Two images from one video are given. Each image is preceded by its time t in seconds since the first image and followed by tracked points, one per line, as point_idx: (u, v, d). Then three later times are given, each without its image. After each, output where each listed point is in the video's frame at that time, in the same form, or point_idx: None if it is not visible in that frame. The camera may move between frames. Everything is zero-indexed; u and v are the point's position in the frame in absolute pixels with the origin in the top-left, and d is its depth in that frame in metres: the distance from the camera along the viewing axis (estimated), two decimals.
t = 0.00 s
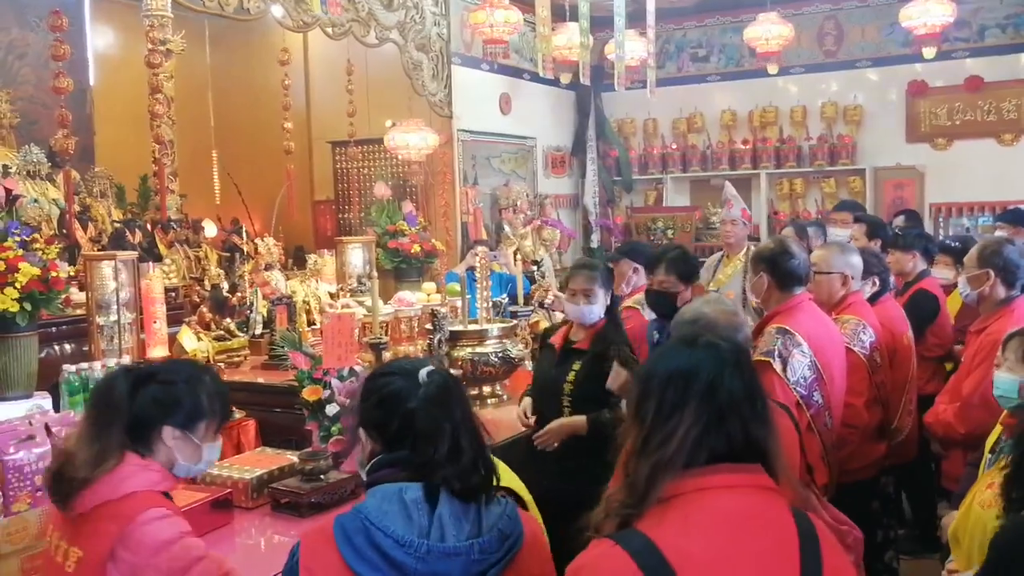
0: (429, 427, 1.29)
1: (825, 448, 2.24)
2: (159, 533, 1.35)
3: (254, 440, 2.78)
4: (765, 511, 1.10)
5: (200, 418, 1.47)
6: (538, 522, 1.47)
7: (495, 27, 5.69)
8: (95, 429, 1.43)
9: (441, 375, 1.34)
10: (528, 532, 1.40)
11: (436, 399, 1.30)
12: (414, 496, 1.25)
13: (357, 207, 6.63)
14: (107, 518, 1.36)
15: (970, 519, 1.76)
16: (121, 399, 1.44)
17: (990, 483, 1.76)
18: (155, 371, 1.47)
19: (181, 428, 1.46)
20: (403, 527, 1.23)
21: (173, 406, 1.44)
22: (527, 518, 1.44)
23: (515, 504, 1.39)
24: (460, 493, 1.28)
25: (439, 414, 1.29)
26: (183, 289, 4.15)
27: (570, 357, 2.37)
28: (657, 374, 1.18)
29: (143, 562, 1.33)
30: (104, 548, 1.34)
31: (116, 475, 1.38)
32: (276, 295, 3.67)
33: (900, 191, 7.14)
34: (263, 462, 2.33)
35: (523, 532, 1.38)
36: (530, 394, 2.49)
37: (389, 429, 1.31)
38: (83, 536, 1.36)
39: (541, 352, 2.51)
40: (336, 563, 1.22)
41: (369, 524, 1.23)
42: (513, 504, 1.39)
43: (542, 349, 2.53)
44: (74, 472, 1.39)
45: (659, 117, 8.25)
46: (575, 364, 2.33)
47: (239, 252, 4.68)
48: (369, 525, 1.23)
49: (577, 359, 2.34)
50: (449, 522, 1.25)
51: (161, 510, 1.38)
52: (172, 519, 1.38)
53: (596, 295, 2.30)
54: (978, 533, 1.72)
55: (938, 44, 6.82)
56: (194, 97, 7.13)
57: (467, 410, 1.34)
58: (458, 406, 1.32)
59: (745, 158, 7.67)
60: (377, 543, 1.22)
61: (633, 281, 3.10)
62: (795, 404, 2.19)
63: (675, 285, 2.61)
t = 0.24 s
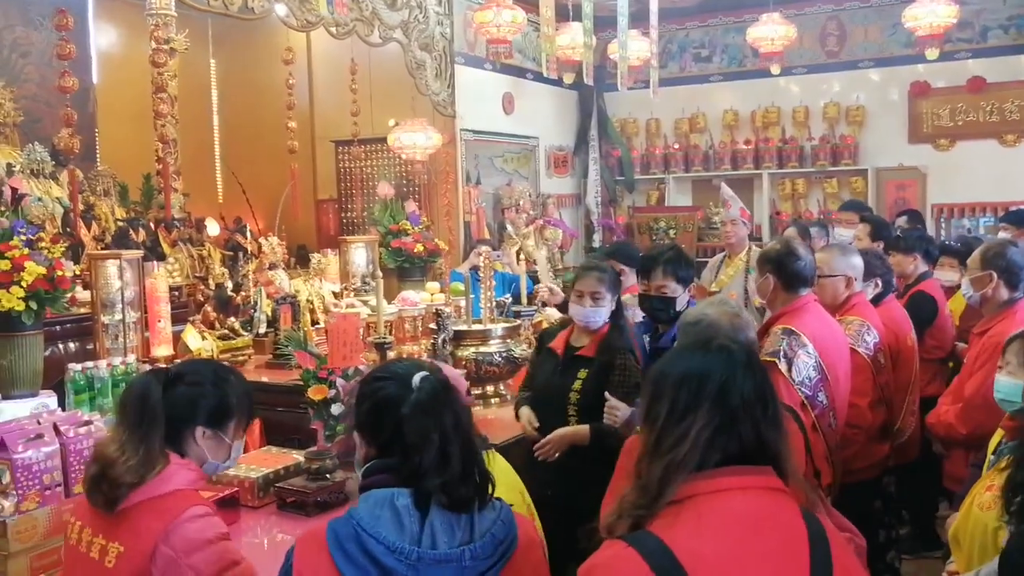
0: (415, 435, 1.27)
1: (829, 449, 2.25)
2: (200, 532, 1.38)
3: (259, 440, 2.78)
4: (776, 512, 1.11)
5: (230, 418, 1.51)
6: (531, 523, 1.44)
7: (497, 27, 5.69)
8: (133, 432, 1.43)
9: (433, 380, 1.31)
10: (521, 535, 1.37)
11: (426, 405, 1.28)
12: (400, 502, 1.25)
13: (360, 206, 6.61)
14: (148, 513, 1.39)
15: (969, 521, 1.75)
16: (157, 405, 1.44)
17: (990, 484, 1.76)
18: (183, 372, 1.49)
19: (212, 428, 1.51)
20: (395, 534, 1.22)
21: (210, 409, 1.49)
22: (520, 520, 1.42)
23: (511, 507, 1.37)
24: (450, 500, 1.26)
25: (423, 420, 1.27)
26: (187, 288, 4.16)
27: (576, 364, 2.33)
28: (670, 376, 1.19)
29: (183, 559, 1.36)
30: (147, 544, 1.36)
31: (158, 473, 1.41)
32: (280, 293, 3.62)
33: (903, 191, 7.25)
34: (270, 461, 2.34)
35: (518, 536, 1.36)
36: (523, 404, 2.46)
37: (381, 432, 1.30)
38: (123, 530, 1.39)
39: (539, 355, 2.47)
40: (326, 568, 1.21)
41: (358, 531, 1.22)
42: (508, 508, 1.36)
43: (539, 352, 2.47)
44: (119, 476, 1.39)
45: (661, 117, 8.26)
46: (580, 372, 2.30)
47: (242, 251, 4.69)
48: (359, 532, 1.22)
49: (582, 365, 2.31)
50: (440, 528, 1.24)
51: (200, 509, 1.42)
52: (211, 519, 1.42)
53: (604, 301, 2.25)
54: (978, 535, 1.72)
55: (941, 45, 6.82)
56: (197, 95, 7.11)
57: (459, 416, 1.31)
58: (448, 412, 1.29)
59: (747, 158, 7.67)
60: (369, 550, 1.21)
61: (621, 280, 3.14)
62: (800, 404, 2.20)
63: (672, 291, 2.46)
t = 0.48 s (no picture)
0: (410, 440, 1.25)
1: (834, 447, 2.26)
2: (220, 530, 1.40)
3: (263, 437, 2.78)
4: (783, 512, 1.11)
5: (238, 407, 1.52)
6: (530, 524, 1.41)
7: (500, 25, 5.69)
8: (145, 433, 1.43)
9: (431, 385, 1.29)
10: (519, 537, 1.34)
11: (422, 410, 1.26)
12: (394, 505, 1.24)
13: (363, 205, 6.62)
14: (169, 510, 1.40)
15: (974, 521, 1.76)
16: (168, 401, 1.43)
17: (996, 483, 1.76)
18: (185, 366, 1.50)
19: (223, 419, 1.52)
20: (391, 537, 1.21)
21: (219, 398, 1.50)
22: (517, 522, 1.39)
23: (512, 510, 1.34)
24: (445, 504, 1.24)
25: (416, 426, 1.25)
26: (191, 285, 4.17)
27: (560, 370, 2.28)
28: (678, 375, 1.19)
29: (198, 559, 1.37)
30: (167, 541, 1.37)
31: (177, 471, 1.42)
32: (283, 291, 3.71)
33: (905, 190, 7.21)
34: (274, 458, 2.34)
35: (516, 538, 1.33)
36: (502, 429, 2.37)
37: (380, 435, 1.29)
38: (144, 529, 1.39)
39: (519, 364, 2.39)
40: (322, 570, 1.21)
41: (353, 533, 1.21)
42: (508, 510, 1.33)
43: (519, 362, 2.39)
44: (137, 476, 1.39)
45: (664, 115, 8.26)
46: (565, 379, 2.26)
47: (246, 248, 4.69)
48: (355, 534, 1.21)
49: (567, 372, 2.27)
50: (435, 532, 1.23)
51: (221, 506, 1.43)
52: (230, 517, 1.44)
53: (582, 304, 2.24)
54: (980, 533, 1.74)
55: (943, 44, 6.81)
56: (200, 92, 7.17)
57: (456, 421, 1.28)
58: (444, 419, 1.27)
59: (749, 157, 7.68)
60: (364, 553, 1.20)
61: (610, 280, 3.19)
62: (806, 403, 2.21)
63: (681, 291, 2.33)
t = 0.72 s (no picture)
0: (408, 439, 1.25)
1: (837, 444, 2.27)
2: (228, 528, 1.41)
3: (265, 434, 2.78)
4: (785, 511, 1.11)
5: (234, 400, 1.52)
6: (529, 520, 1.41)
7: (501, 23, 5.69)
8: (142, 433, 1.42)
9: (430, 384, 1.29)
10: (517, 533, 1.33)
11: (422, 410, 1.26)
12: (391, 502, 1.24)
13: (365, 202, 6.62)
14: (176, 510, 1.41)
15: (980, 520, 1.76)
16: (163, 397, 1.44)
17: (1001, 482, 1.75)
18: (179, 361, 1.49)
19: (221, 413, 1.51)
20: (389, 533, 1.21)
21: (214, 391, 1.49)
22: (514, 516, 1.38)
23: (509, 505, 1.33)
24: (441, 503, 1.24)
25: (413, 426, 1.25)
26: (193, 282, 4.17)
27: (555, 371, 2.28)
28: (683, 374, 1.20)
29: (207, 558, 1.39)
30: (177, 541, 1.38)
31: (182, 470, 1.43)
32: (285, 288, 3.70)
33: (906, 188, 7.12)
34: (276, 455, 2.34)
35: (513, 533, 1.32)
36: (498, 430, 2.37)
37: (381, 433, 1.29)
38: (149, 531, 1.40)
39: (507, 366, 2.37)
40: (321, 567, 1.21)
41: (352, 530, 1.21)
42: (506, 505, 1.33)
43: (506, 364, 2.37)
44: (138, 477, 1.39)
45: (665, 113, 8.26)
46: (562, 379, 2.27)
47: (247, 245, 4.70)
48: (353, 530, 1.21)
49: (563, 372, 2.27)
50: (433, 530, 1.23)
51: (227, 503, 1.44)
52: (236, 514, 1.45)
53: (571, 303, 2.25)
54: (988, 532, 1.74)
55: (945, 42, 6.81)
56: (201, 88, 7.11)
57: (454, 421, 1.28)
58: (443, 418, 1.27)
59: (750, 155, 7.68)
60: (363, 550, 1.20)
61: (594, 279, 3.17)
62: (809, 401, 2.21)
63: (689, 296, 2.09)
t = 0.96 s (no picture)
0: (406, 439, 1.25)
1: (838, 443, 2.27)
2: (223, 530, 1.42)
3: (266, 432, 2.79)
4: (785, 512, 1.12)
5: (225, 404, 1.53)
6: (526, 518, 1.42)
7: (502, 22, 5.69)
8: (135, 436, 1.43)
9: (429, 385, 1.29)
10: (515, 531, 1.34)
11: (420, 411, 1.26)
12: (389, 501, 1.24)
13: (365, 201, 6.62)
14: (171, 514, 1.40)
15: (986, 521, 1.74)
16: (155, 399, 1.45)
17: (1011, 486, 1.71)
18: (170, 364, 1.50)
19: (213, 415, 1.53)
20: (387, 532, 1.22)
21: (204, 393, 1.50)
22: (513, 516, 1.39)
23: (505, 503, 1.34)
24: (439, 503, 1.24)
25: (411, 426, 1.25)
26: (194, 282, 4.19)
27: (557, 372, 2.28)
28: (683, 373, 1.20)
29: (206, 560, 1.39)
30: (172, 545, 1.38)
31: (174, 473, 1.43)
32: (286, 287, 3.71)
33: (908, 187, 7.15)
34: (277, 454, 2.35)
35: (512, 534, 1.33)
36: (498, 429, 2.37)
37: (380, 432, 1.29)
38: (143, 537, 1.40)
39: (503, 369, 2.37)
40: (320, 567, 1.22)
41: (350, 528, 1.22)
42: (503, 503, 1.33)
43: (503, 367, 2.37)
44: (129, 484, 1.39)
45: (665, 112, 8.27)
46: (565, 381, 2.26)
47: (248, 245, 4.70)
48: (351, 529, 1.22)
49: (566, 373, 2.27)
50: (430, 529, 1.24)
51: (222, 504, 1.45)
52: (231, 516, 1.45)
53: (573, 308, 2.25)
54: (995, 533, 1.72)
55: (946, 41, 6.81)
56: (202, 87, 7.09)
57: (453, 421, 1.28)
58: (442, 419, 1.26)
59: (751, 154, 7.67)
60: (361, 549, 1.21)
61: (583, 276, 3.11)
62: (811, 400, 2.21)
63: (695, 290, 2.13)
